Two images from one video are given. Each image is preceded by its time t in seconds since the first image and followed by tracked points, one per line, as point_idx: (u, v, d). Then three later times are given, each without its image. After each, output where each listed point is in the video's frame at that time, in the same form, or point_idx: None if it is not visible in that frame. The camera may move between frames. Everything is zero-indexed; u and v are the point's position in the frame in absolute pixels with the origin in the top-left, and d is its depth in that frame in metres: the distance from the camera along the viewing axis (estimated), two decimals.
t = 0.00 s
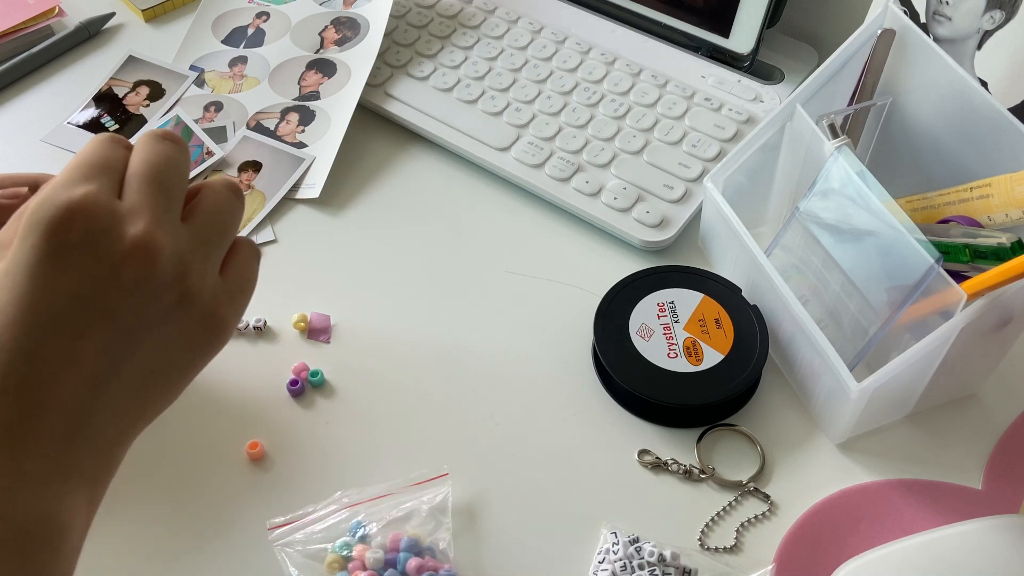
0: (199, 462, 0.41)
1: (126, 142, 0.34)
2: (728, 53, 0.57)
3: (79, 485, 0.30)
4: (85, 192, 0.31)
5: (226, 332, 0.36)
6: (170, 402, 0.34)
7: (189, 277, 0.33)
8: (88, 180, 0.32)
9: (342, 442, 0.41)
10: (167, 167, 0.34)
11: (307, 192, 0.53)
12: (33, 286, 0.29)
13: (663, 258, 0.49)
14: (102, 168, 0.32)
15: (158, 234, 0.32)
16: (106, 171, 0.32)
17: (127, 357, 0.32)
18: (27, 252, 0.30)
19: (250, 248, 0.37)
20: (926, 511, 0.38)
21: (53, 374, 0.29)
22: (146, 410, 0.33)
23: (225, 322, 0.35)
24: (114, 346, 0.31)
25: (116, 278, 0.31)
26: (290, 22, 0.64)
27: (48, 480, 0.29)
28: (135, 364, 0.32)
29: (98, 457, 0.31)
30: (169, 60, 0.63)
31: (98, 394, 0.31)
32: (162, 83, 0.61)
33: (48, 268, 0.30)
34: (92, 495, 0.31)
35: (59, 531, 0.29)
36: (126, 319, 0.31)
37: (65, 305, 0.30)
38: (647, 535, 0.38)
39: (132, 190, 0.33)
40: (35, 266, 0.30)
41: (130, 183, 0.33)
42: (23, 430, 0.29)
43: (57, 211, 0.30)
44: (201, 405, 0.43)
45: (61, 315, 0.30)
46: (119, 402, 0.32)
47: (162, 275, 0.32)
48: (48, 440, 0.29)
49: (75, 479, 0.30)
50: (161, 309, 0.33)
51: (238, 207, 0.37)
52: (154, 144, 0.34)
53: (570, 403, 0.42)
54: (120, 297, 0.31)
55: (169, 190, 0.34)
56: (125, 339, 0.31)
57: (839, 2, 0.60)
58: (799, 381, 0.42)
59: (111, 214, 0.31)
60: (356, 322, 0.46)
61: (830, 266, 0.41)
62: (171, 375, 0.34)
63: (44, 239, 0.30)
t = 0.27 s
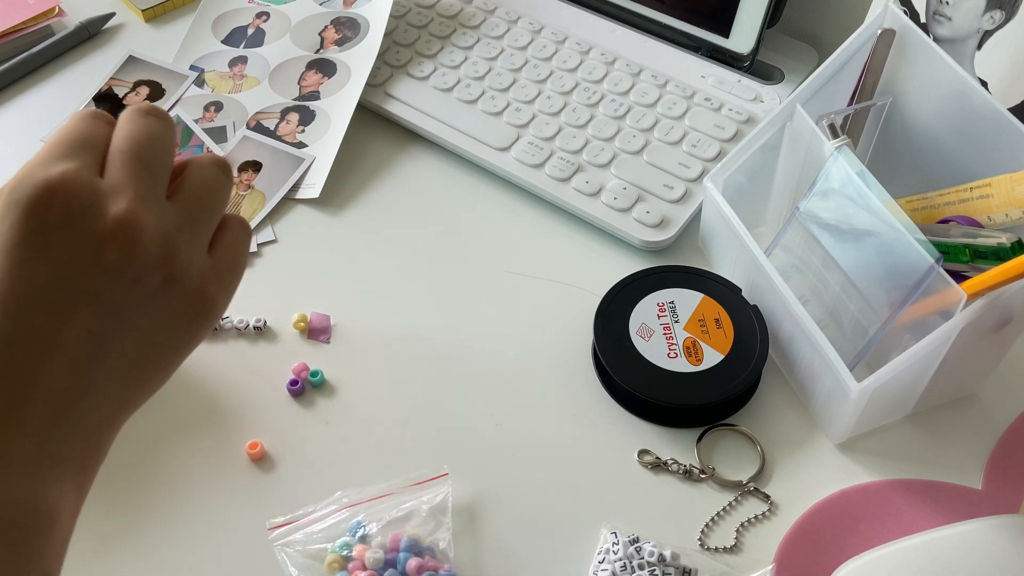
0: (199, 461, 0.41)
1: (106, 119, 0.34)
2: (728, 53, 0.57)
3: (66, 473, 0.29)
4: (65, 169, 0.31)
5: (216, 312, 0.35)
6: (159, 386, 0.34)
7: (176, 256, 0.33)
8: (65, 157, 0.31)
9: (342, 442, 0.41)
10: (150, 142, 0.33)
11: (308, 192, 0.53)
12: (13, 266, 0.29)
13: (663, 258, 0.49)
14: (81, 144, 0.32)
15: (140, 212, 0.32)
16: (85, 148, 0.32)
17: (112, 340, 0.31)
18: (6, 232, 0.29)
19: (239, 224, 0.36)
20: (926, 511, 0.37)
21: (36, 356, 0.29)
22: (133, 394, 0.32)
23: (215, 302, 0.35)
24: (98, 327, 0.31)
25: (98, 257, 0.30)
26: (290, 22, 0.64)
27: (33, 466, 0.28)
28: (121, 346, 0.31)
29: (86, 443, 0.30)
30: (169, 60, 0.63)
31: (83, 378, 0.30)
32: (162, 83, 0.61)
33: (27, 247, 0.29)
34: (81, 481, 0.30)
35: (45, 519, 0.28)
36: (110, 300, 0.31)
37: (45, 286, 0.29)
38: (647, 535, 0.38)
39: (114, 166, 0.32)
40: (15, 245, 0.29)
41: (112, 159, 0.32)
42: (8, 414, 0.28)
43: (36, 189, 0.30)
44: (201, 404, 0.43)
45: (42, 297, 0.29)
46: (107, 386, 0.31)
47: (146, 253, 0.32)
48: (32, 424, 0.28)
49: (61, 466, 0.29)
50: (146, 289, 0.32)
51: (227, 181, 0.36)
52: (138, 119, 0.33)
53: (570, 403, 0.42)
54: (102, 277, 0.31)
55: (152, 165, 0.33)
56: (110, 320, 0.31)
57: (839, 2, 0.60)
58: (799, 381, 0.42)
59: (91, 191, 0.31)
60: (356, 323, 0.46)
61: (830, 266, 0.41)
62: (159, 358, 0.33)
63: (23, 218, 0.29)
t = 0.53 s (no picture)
0: (198, 461, 0.41)
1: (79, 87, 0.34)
2: (728, 53, 0.57)
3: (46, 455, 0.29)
4: (35, 138, 0.31)
5: (200, 286, 0.34)
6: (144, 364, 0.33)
7: (153, 225, 0.32)
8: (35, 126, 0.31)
9: (342, 442, 0.41)
10: (124, 106, 0.33)
11: (308, 192, 0.53)
12: None
13: (663, 258, 0.49)
14: (53, 112, 0.32)
15: (114, 179, 0.31)
16: (56, 116, 0.32)
17: (88, 315, 0.31)
18: None
19: (223, 193, 0.36)
20: (926, 511, 0.38)
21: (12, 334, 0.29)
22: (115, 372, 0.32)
23: (198, 275, 0.34)
24: (75, 303, 0.30)
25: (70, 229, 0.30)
26: (290, 22, 0.64)
27: (13, 447, 0.28)
28: (100, 323, 0.31)
29: (66, 423, 0.30)
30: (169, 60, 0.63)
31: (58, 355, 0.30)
32: (162, 83, 0.61)
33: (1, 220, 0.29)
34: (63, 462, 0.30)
35: (29, 500, 0.28)
36: (84, 273, 0.30)
37: (15, 263, 0.29)
38: (647, 535, 0.38)
39: (86, 133, 0.32)
40: None
41: (85, 126, 0.32)
42: None
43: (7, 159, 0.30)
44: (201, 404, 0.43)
45: (15, 273, 0.29)
46: (87, 365, 0.31)
47: (121, 222, 0.31)
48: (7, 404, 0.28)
49: (41, 447, 0.29)
50: (122, 262, 0.31)
51: (207, 147, 0.35)
52: (111, 85, 0.33)
53: (570, 404, 0.42)
54: (74, 249, 0.30)
55: (126, 130, 0.32)
56: (87, 295, 0.31)
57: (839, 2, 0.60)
58: (799, 381, 0.42)
59: (63, 159, 0.31)
60: (356, 323, 0.46)
61: (830, 266, 0.41)
62: (141, 334, 0.32)
63: None
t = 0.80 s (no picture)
0: (198, 461, 0.41)
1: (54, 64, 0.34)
2: (728, 53, 0.57)
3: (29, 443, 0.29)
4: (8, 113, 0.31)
5: (182, 266, 0.34)
6: (125, 345, 0.33)
7: (132, 202, 0.32)
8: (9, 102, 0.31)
9: (342, 442, 0.41)
10: (99, 80, 0.33)
11: (308, 192, 0.53)
12: None
13: (663, 258, 0.49)
14: (26, 88, 0.32)
15: (91, 154, 0.31)
16: (30, 92, 0.32)
17: (68, 297, 0.30)
18: None
19: (205, 170, 0.36)
20: (926, 511, 0.38)
21: None
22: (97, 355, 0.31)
23: (179, 254, 0.34)
24: (54, 285, 0.30)
25: (45, 207, 0.30)
26: (290, 22, 0.63)
27: None
28: (81, 305, 0.31)
29: (49, 406, 0.30)
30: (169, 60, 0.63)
31: (41, 338, 0.30)
32: (162, 83, 0.61)
33: None
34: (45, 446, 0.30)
35: (13, 486, 0.28)
36: (61, 253, 0.30)
37: None
38: (647, 535, 0.38)
39: (60, 108, 0.32)
40: None
41: (60, 100, 0.32)
42: None
43: None
44: (201, 404, 0.43)
45: None
46: (69, 348, 0.30)
47: (99, 200, 0.31)
48: None
49: (23, 432, 0.29)
50: (102, 240, 0.31)
51: (186, 122, 0.36)
52: (86, 59, 0.33)
53: (570, 404, 0.42)
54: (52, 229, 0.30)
55: (102, 104, 0.33)
56: (65, 277, 0.30)
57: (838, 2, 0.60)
58: (799, 381, 0.42)
59: (36, 135, 0.31)
60: (356, 323, 0.46)
61: (830, 266, 0.41)
62: (122, 315, 0.32)
63: None
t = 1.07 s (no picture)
0: (197, 461, 0.41)
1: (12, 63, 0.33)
2: (728, 53, 0.57)
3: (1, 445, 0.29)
4: None
5: (150, 265, 0.34)
6: (93, 345, 0.34)
7: (97, 205, 0.32)
8: None
9: (342, 442, 0.41)
10: (58, 81, 0.32)
11: (307, 192, 0.53)
12: None
13: (663, 258, 0.49)
14: None
15: (53, 158, 0.31)
16: None
17: (34, 301, 0.31)
18: None
19: (169, 169, 0.36)
20: (926, 511, 0.38)
21: None
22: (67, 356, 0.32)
23: (145, 254, 0.34)
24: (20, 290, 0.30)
25: (10, 211, 0.30)
26: (290, 22, 0.63)
27: None
28: (49, 310, 0.31)
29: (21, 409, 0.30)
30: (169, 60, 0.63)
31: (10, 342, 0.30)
32: (161, 83, 0.61)
33: None
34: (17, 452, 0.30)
35: None
36: (25, 258, 0.30)
37: None
38: (647, 535, 0.38)
39: (21, 111, 0.31)
40: None
41: (20, 103, 0.32)
42: None
43: None
44: (200, 404, 0.43)
45: None
46: (36, 352, 0.31)
47: (62, 204, 0.31)
48: None
49: None
50: (69, 242, 0.32)
51: (149, 121, 0.35)
52: (45, 60, 0.33)
53: (571, 404, 0.42)
54: (16, 232, 0.30)
55: (62, 105, 0.32)
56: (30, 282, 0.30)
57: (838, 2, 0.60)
58: (799, 381, 0.42)
59: None
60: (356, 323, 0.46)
61: (830, 266, 0.41)
62: (89, 317, 0.33)
63: None
